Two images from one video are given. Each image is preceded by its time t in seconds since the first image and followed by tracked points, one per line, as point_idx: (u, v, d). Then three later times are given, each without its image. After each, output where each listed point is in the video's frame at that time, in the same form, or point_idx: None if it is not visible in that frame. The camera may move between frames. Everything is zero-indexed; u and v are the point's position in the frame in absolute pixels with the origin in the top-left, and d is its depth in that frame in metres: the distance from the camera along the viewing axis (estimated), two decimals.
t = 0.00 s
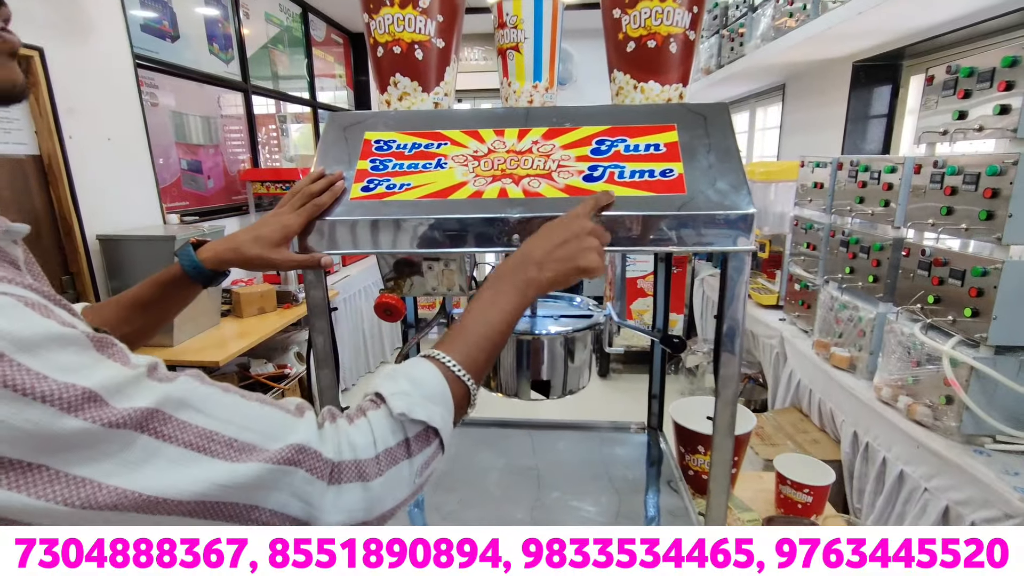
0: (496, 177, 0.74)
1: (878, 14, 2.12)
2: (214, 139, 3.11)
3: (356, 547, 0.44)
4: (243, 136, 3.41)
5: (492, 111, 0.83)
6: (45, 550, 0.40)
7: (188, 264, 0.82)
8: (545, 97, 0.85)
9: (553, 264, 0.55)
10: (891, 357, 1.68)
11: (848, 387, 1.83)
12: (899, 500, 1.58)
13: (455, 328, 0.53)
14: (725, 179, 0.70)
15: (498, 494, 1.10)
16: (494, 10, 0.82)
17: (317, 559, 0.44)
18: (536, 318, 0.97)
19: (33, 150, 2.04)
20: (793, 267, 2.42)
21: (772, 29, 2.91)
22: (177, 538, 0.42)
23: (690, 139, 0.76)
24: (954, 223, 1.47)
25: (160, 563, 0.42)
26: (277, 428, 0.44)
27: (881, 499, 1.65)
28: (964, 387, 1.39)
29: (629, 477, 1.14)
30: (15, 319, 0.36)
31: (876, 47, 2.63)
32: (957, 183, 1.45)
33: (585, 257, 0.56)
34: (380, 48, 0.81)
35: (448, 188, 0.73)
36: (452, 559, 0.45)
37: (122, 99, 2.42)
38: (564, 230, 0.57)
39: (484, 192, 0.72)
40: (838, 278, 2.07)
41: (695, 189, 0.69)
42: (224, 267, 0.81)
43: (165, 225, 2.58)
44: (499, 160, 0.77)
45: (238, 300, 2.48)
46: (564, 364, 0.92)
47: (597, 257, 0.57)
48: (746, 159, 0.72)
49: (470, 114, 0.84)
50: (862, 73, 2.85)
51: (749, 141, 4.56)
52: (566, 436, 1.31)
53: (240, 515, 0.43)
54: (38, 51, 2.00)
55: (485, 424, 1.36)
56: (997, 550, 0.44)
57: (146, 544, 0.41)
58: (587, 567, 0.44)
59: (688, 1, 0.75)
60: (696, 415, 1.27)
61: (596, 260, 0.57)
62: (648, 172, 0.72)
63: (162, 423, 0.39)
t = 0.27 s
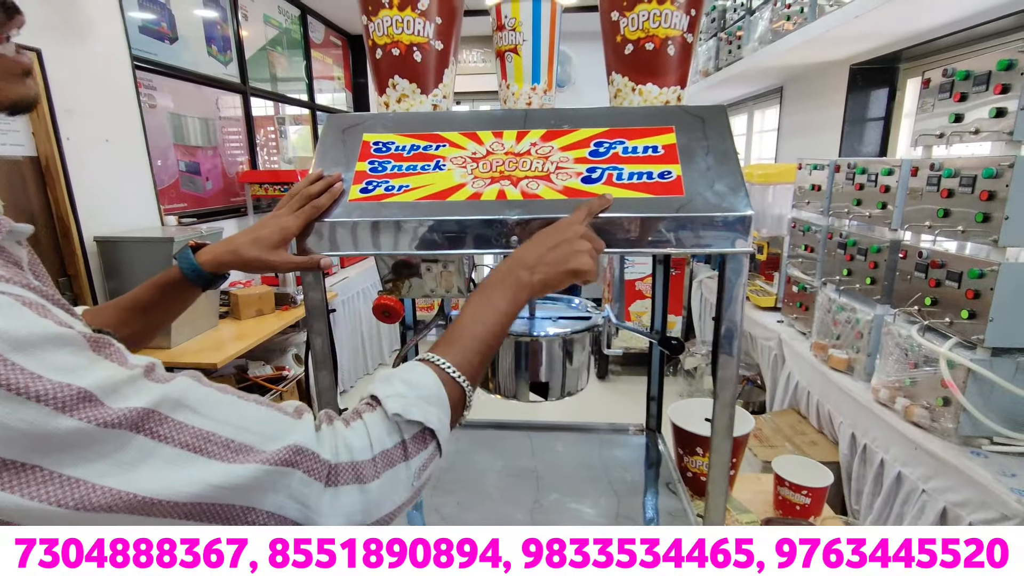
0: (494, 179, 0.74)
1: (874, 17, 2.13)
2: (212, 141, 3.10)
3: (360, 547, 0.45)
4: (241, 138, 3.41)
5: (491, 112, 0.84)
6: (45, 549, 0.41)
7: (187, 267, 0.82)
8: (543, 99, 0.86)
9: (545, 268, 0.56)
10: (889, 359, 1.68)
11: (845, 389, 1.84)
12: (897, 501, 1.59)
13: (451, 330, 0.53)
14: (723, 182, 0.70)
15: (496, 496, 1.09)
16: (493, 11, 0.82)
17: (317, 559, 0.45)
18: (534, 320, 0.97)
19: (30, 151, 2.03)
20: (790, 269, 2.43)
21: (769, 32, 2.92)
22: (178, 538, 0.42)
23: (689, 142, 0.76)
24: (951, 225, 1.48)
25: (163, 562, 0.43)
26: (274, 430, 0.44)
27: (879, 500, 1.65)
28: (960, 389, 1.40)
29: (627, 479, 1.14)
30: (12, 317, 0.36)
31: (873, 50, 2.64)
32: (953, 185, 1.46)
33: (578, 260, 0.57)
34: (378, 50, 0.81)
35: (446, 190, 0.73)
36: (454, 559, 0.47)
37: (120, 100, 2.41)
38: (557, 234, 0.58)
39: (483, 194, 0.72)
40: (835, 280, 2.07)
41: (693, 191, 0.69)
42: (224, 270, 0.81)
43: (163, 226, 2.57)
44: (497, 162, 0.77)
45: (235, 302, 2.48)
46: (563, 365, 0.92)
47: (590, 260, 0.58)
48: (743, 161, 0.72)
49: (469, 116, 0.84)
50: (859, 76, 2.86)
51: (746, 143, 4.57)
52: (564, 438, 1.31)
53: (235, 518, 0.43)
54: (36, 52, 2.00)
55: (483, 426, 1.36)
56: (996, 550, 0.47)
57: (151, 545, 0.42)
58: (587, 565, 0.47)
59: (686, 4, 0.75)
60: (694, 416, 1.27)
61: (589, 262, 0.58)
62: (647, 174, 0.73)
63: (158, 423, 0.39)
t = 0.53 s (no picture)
0: (497, 181, 0.74)
1: (875, 22, 2.14)
2: (215, 144, 3.12)
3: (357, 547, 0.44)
4: (243, 141, 3.42)
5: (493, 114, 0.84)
6: (45, 550, 0.40)
7: (192, 270, 0.82)
8: (546, 102, 0.86)
9: (445, 225, 0.58)
10: (891, 362, 1.67)
11: (848, 392, 1.84)
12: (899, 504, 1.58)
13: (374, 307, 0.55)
14: (725, 184, 0.71)
15: (498, 499, 1.09)
16: (496, 16, 0.83)
17: (317, 559, 0.43)
18: (537, 322, 0.98)
19: (35, 154, 2.04)
20: (792, 272, 2.43)
21: (771, 37, 2.93)
22: (178, 538, 0.41)
23: (691, 145, 0.76)
24: (952, 229, 1.48)
25: (163, 563, 0.42)
26: (255, 418, 0.45)
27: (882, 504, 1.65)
28: (964, 393, 1.40)
29: (629, 482, 1.14)
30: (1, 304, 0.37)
31: (874, 55, 2.65)
32: (954, 189, 1.46)
33: (476, 211, 0.60)
34: (383, 53, 0.81)
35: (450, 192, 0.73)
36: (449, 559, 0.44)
37: (123, 104, 2.42)
38: (448, 195, 0.61)
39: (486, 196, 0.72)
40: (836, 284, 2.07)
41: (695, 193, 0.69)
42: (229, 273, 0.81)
43: (165, 229, 2.58)
44: (500, 164, 0.77)
45: (237, 305, 2.48)
46: (565, 367, 0.92)
47: (486, 209, 0.61)
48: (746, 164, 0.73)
49: (472, 119, 0.84)
50: (860, 80, 2.87)
51: (747, 148, 4.58)
52: (566, 441, 1.31)
53: (222, 503, 0.44)
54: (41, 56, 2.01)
55: (485, 429, 1.37)
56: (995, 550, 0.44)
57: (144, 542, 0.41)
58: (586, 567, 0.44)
59: (689, 8, 0.76)
60: (697, 420, 1.27)
61: (487, 212, 0.61)
62: (649, 176, 0.73)
63: (142, 408, 0.41)
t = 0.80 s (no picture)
0: (502, 185, 0.75)
1: (876, 26, 2.15)
2: (219, 148, 3.14)
3: (360, 547, 0.50)
4: (247, 146, 3.44)
5: (496, 122, 0.85)
6: (46, 549, 0.45)
7: (200, 272, 0.83)
8: (550, 106, 0.87)
9: (443, 232, 0.59)
10: (894, 366, 1.67)
11: (849, 395, 1.84)
12: (900, 505, 1.59)
13: (367, 304, 0.56)
14: (727, 189, 0.71)
15: (501, 501, 1.10)
16: (501, 22, 0.84)
17: (317, 558, 0.49)
18: (541, 325, 0.99)
19: (41, 158, 2.06)
20: (794, 275, 2.43)
21: (772, 41, 2.94)
22: (179, 538, 0.45)
23: (694, 150, 0.77)
24: (953, 233, 1.49)
25: (164, 563, 0.46)
26: (224, 409, 0.46)
27: (883, 505, 1.66)
28: (966, 396, 1.40)
29: (631, 483, 1.14)
30: None
31: (875, 59, 2.66)
32: (956, 192, 1.47)
33: (472, 220, 0.61)
34: (389, 59, 0.82)
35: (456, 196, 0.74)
36: (455, 558, 0.50)
37: (129, 108, 2.44)
38: (450, 202, 0.62)
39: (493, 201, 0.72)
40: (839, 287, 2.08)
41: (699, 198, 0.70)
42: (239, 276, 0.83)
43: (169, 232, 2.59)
44: (505, 168, 0.78)
45: (241, 308, 2.49)
46: (570, 368, 0.93)
47: (484, 217, 0.62)
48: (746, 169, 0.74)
49: (477, 124, 0.85)
50: (861, 85, 2.89)
51: (749, 151, 4.60)
52: (568, 443, 1.32)
53: (190, 491, 0.44)
54: (48, 61, 2.03)
55: (489, 431, 1.38)
56: (997, 550, 0.49)
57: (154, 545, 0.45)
58: (588, 565, 0.50)
59: (691, 14, 0.77)
60: (699, 421, 1.28)
61: (484, 221, 0.62)
62: (653, 180, 0.74)
63: (108, 398, 0.41)
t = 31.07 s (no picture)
0: (551, 123, 1.30)
1: (815, 44, 2.76)
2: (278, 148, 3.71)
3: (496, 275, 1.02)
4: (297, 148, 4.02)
5: (548, 90, 1.42)
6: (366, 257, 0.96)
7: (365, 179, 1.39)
8: (576, 84, 1.47)
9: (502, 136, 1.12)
10: (827, 293, 2.22)
11: (799, 321, 2.38)
12: (831, 393, 2.12)
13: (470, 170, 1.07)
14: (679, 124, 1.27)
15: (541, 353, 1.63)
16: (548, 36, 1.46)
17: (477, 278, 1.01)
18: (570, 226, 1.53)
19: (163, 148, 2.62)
20: (760, 243, 2.99)
21: (741, 57, 3.56)
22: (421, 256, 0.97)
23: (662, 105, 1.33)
24: (859, 187, 2.06)
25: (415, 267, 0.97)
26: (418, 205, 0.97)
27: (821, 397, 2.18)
28: (870, 301, 1.95)
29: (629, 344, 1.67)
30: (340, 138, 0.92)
31: (823, 70, 3.27)
32: (860, 157, 2.04)
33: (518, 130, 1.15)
34: (483, 56, 1.42)
35: (526, 129, 1.29)
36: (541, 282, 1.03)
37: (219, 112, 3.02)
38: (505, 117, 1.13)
39: (547, 131, 1.27)
40: (792, 244, 2.64)
41: (663, 126, 1.24)
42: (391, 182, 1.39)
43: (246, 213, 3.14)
44: (552, 116, 1.32)
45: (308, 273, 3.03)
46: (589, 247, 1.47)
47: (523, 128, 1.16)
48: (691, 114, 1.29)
49: (534, 92, 1.40)
50: (815, 92, 3.50)
51: (730, 155, 5.21)
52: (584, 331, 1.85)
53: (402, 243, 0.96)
54: (171, 72, 2.61)
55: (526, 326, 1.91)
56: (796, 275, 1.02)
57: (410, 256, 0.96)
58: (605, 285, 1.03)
59: (659, 28, 1.35)
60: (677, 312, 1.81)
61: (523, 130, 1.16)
62: (639, 120, 1.27)
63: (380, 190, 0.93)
